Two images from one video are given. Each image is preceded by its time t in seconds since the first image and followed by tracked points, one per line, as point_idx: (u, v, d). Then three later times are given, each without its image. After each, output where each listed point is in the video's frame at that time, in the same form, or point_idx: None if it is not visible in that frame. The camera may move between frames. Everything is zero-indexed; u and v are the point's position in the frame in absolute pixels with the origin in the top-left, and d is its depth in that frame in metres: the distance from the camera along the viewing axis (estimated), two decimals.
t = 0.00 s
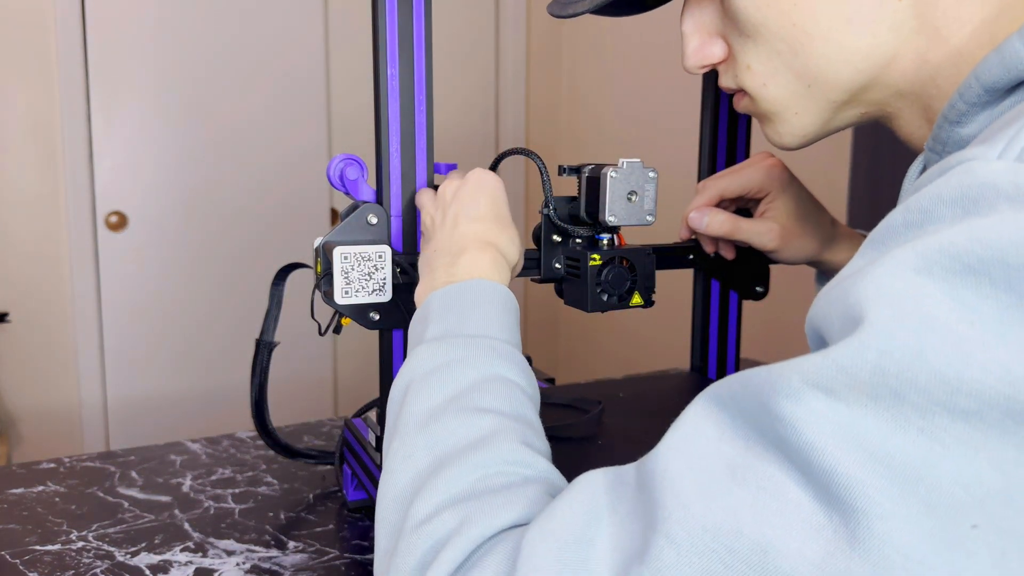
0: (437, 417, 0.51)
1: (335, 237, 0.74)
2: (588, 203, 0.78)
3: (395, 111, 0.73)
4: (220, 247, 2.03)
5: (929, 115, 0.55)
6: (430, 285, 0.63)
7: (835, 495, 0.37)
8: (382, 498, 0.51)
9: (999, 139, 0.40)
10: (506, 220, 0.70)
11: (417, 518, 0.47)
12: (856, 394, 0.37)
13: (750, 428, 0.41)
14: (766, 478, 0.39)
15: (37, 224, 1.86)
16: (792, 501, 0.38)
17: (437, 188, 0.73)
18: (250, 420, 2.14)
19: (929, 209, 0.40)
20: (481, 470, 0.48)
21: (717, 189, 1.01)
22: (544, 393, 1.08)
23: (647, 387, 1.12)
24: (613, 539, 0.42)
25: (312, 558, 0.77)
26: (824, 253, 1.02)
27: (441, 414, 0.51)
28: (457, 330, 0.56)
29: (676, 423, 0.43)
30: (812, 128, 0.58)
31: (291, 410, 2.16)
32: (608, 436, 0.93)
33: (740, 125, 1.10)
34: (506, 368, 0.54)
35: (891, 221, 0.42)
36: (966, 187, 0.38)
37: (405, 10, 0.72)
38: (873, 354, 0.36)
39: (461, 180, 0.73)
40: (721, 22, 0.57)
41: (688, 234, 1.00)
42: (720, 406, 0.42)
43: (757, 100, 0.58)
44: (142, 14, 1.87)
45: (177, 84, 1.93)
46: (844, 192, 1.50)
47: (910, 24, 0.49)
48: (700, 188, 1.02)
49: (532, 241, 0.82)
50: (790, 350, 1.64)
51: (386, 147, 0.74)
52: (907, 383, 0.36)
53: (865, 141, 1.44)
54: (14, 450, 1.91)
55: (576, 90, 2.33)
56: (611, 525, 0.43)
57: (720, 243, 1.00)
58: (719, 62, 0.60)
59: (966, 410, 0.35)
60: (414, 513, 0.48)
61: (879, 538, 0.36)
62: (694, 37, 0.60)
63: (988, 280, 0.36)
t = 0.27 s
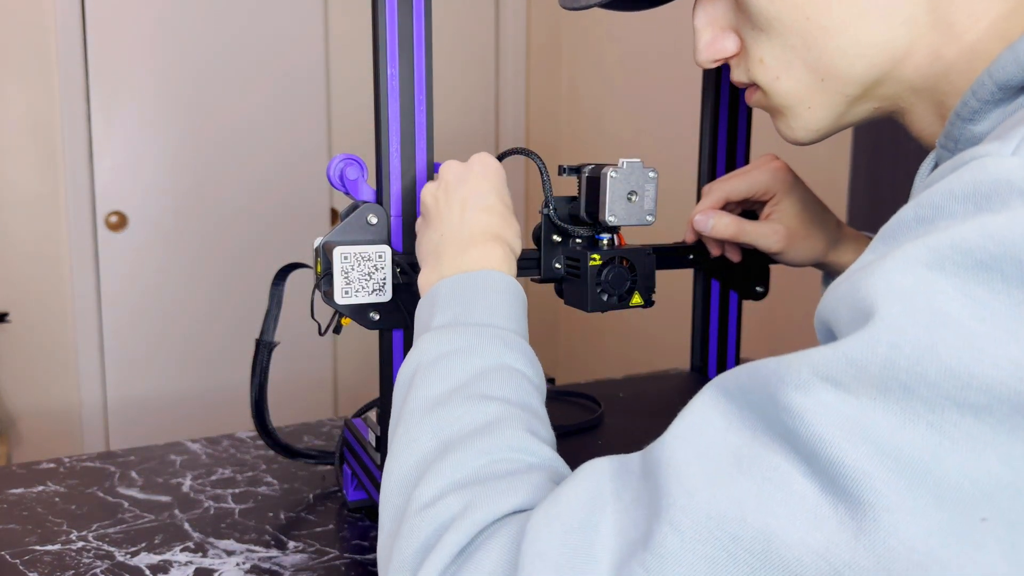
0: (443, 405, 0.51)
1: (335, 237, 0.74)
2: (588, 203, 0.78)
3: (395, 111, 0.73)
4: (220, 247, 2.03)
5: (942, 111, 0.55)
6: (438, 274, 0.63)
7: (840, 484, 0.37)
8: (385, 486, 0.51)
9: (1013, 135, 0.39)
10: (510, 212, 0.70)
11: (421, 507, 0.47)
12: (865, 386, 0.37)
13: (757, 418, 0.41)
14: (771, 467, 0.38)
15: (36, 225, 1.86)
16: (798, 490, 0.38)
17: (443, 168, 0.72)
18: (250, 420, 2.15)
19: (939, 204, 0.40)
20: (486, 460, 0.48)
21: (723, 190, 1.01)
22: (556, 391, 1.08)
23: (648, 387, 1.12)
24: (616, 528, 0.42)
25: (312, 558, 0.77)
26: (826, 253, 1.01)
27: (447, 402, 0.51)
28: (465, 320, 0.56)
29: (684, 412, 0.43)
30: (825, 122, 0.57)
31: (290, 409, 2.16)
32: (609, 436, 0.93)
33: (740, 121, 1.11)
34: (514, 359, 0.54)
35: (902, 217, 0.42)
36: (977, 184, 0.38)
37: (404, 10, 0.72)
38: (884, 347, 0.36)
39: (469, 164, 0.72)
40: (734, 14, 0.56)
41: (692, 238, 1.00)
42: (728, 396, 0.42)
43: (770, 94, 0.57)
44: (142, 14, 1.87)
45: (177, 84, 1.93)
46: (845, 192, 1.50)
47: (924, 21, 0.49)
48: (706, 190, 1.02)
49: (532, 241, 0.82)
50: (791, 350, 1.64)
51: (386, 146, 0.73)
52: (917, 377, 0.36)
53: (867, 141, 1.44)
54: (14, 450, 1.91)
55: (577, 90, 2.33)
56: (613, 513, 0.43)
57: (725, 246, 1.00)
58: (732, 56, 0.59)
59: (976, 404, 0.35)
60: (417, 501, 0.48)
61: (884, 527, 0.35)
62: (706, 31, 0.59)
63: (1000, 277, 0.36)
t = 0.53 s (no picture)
0: (435, 400, 0.51)
1: (334, 237, 0.74)
2: (589, 203, 0.78)
3: (395, 112, 0.73)
4: (220, 247, 2.03)
5: (946, 110, 0.55)
6: (420, 248, 0.63)
7: (839, 486, 0.37)
8: (376, 483, 0.51)
9: (1012, 138, 0.39)
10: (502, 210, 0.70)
11: (414, 504, 0.47)
12: (865, 388, 0.37)
13: (756, 419, 0.41)
14: (769, 468, 0.38)
15: (36, 225, 1.86)
16: (797, 491, 0.38)
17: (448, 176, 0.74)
18: (250, 420, 2.14)
19: (939, 206, 0.40)
20: (482, 457, 0.48)
21: (725, 193, 1.00)
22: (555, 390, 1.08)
23: (648, 387, 1.12)
24: (614, 529, 0.42)
25: (312, 558, 0.77)
26: (827, 253, 1.01)
27: (439, 398, 0.51)
28: (453, 312, 0.55)
29: (682, 414, 0.43)
30: (831, 119, 0.57)
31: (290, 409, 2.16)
32: (609, 436, 0.92)
33: (740, 118, 1.10)
34: (503, 355, 0.54)
35: (902, 219, 0.42)
36: (976, 185, 0.38)
37: (405, 9, 0.72)
38: (883, 350, 0.36)
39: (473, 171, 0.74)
40: (739, 12, 0.56)
41: (695, 240, 1.00)
42: (727, 398, 0.42)
43: (774, 92, 0.57)
44: (142, 14, 1.87)
45: (177, 84, 1.93)
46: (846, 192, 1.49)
47: (928, 14, 0.49)
48: (708, 193, 1.02)
49: (532, 241, 0.82)
50: (791, 350, 1.64)
51: (386, 147, 0.74)
52: (916, 380, 0.36)
53: (867, 140, 1.44)
54: (14, 450, 1.91)
55: (577, 90, 2.33)
56: (610, 514, 0.43)
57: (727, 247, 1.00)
58: (736, 54, 0.59)
59: (976, 407, 0.35)
60: (410, 499, 0.48)
61: (883, 528, 0.35)
62: (711, 27, 0.59)
63: (998, 281, 0.36)
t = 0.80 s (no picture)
0: (434, 394, 0.51)
1: (334, 237, 0.74)
2: (589, 203, 0.78)
3: (395, 111, 0.73)
4: (220, 247, 2.03)
5: (948, 109, 0.55)
6: (422, 246, 0.62)
7: (839, 479, 0.37)
8: (373, 477, 0.51)
9: (1014, 135, 0.39)
10: (500, 209, 0.70)
11: (412, 497, 0.47)
12: (866, 382, 0.37)
13: (755, 413, 0.40)
14: (769, 461, 0.38)
15: (36, 225, 1.86)
16: (797, 484, 0.37)
17: (443, 156, 0.73)
18: (250, 420, 2.15)
19: (940, 202, 0.40)
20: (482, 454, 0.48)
21: (726, 193, 1.00)
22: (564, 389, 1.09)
23: (648, 387, 1.12)
24: (612, 522, 0.42)
25: (312, 558, 0.77)
26: (827, 253, 1.01)
27: (437, 392, 0.51)
28: (452, 309, 0.55)
29: (681, 407, 0.42)
30: (836, 120, 0.57)
31: (290, 409, 2.16)
32: (609, 437, 0.92)
33: (740, 119, 1.10)
34: (501, 351, 0.54)
35: (903, 214, 0.41)
36: (978, 182, 0.38)
37: (404, 9, 0.72)
38: (884, 344, 0.36)
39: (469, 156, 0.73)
40: (742, 13, 0.56)
41: (696, 240, 1.00)
42: (727, 392, 0.42)
43: (777, 93, 0.57)
44: (142, 14, 1.87)
45: (177, 85, 1.93)
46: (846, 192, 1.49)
47: (932, 17, 0.49)
48: (709, 192, 1.02)
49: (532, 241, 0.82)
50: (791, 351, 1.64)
51: (386, 147, 0.74)
52: (917, 374, 0.36)
53: (867, 141, 1.44)
54: (14, 450, 1.91)
55: (577, 90, 2.33)
56: (609, 507, 0.43)
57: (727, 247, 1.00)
58: (739, 55, 0.59)
59: (978, 403, 0.35)
60: (408, 492, 0.48)
61: (882, 522, 0.35)
62: (714, 28, 0.59)
63: (1000, 276, 0.36)
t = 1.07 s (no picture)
0: (437, 390, 0.51)
1: (334, 238, 0.73)
2: (589, 203, 0.78)
3: (395, 110, 0.73)
4: (219, 247, 2.03)
5: (956, 108, 0.55)
6: (435, 247, 0.62)
7: (843, 473, 0.37)
8: (376, 471, 0.51)
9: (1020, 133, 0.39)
10: (514, 218, 0.70)
11: (413, 491, 0.47)
12: (871, 377, 0.37)
13: (760, 408, 0.40)
14: (773, 455, 0.38)
15: (36, 226, 1.86)
16: (800, 477, 0.37)
17: (460, 159, 0.73)
18: (249, 420, 2.14)
19: (945, 199, 0.40)
20: (483, 449, 0.48)
21: (728, 193, 1.00)
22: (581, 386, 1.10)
23: (648, 387, 1.12)
24: (614, 516, 0.42)
25: (312, 558, 0.77)
26: (827, 254, 1.01)
27: (441, 389, 0.51)
28: (459, 308, 0.55)
29: (687, 402, 0.42)
30: (845, 117, 0.56)
31: (290, 409, 2.16)
32: (611, 437, 0.92)
33: (740, 119, 1.10)
34: (506, 349, 0.54)
35: (910, 212, 0.41)
36: (984, 178, 0.38)
37: (405, 9, 0.71)
38: (890, 340, 0.36)
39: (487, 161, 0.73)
40: (750, 10, 0.56)
41: (698, 238, 0.99)
42: (732, 386, 0.42)
43: (786, 90, 0.57)
44: (142, 15, 1.87)
45: (177, 85, 1.93)
46: (846, 192, 1.49)
47: (940, 13, 0.49)
48: (712, 191, 1.01)
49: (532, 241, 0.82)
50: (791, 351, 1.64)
51: (386, 147, 0.73)
52: (922, 370, 0.36)
53: (867, 141, 1.44)
54: (14, 450, 1.91)
55: (577, 90, 2.33)
56: (612, 501, 0.43)
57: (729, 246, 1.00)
58: (748, 52, 0.58)
59: (983, 400, 0.35)
60: (410, 486, 0.48)
61: (885, 515, 0.35)
62: (721, 26, 0.59)
63: (1005, 272, 0.35)
